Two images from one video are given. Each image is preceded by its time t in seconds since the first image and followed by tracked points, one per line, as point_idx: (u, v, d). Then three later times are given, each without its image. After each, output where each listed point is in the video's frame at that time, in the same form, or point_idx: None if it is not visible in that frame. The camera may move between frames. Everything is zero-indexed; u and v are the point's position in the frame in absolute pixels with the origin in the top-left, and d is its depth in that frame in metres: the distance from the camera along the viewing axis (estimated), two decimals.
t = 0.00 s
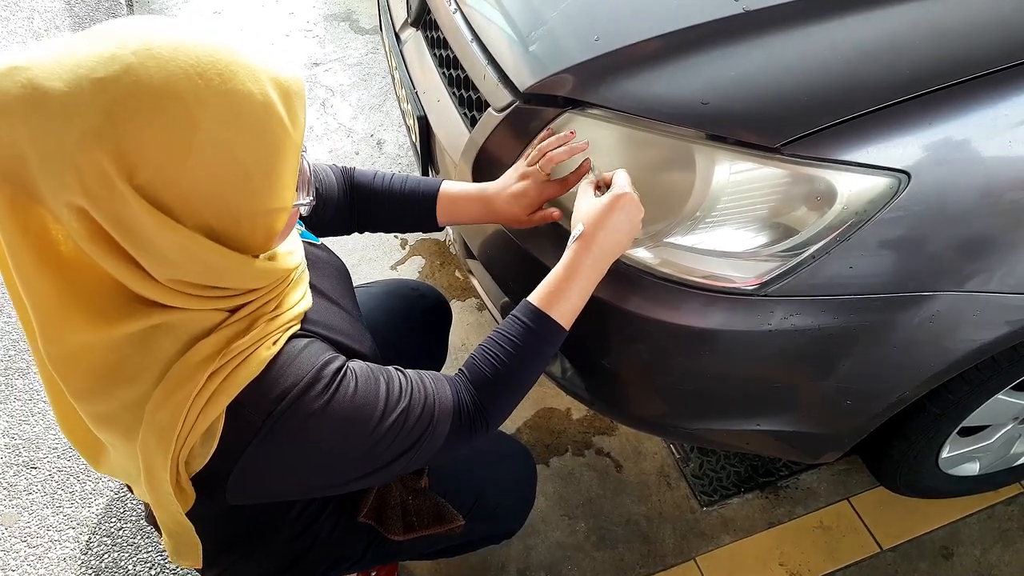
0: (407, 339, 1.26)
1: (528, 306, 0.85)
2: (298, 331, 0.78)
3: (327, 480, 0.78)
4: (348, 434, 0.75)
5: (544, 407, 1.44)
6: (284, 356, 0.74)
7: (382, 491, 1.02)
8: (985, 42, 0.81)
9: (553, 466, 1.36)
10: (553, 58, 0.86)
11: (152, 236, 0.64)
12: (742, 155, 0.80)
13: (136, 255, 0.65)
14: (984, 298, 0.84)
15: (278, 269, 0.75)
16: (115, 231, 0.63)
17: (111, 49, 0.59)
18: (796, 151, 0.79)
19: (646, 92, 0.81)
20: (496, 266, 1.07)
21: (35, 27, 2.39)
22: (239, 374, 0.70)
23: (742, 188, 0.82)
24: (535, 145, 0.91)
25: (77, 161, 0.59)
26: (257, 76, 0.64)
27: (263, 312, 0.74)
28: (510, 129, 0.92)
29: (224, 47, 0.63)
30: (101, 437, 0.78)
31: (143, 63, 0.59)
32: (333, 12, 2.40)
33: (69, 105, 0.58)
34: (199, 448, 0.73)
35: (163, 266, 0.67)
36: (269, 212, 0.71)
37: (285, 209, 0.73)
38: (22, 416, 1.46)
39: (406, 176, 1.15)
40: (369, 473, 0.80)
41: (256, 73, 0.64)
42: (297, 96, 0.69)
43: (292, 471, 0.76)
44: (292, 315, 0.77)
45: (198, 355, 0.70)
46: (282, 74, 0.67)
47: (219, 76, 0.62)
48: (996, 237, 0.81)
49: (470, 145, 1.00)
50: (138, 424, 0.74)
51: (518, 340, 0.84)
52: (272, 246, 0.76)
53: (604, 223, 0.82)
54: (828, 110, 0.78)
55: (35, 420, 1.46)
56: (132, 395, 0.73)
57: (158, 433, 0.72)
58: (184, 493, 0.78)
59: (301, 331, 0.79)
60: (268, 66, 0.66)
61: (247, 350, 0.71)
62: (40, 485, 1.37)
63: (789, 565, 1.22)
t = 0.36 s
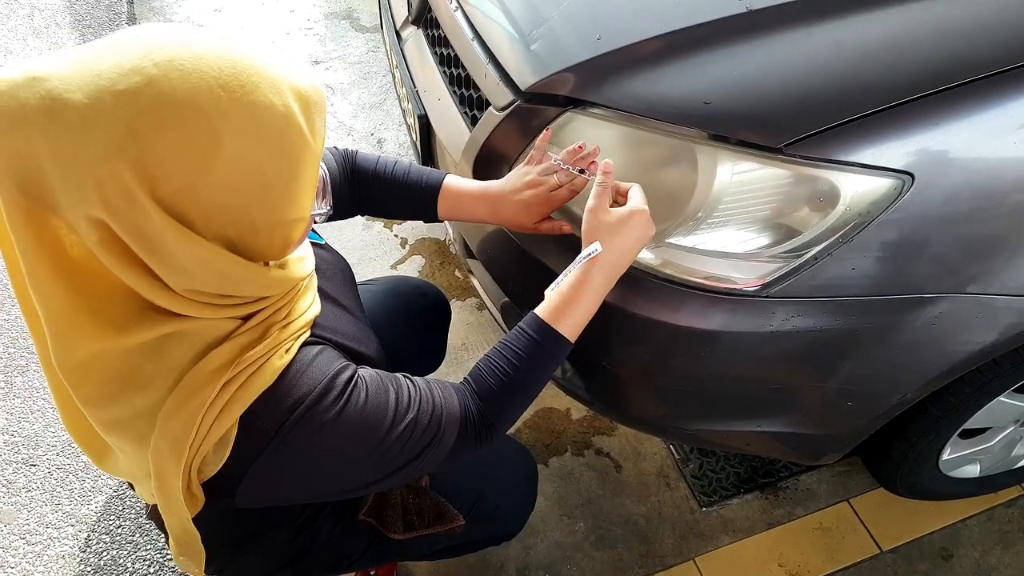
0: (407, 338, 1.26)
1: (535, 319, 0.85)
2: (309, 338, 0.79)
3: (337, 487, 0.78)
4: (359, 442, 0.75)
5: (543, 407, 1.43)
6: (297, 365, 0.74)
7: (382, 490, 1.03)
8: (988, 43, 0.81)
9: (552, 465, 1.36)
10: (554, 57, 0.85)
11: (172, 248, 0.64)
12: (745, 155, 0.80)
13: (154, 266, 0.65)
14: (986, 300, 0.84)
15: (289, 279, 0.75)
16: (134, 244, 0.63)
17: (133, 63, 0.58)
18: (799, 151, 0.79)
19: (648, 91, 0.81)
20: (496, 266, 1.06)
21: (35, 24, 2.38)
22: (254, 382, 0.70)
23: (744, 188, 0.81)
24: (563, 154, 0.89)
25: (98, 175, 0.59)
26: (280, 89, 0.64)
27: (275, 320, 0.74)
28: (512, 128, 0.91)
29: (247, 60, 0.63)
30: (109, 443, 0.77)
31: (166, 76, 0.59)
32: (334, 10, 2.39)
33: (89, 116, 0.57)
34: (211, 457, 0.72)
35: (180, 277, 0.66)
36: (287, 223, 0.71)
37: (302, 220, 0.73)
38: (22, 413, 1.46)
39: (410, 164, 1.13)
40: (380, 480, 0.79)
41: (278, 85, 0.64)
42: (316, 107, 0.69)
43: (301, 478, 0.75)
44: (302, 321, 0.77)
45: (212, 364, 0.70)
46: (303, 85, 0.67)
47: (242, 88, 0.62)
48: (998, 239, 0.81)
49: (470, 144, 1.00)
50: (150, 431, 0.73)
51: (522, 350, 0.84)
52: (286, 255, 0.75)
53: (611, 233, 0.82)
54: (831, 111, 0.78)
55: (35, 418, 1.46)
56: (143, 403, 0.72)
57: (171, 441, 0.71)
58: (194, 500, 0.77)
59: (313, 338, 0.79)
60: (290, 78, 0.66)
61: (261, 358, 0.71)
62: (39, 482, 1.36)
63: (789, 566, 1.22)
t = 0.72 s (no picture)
0: (410, 334, 1.25)
1: (535, 319, 0.84)
2: (322, 340, 0.78)
3: (350, 488, 0.78)
4: (372, 446, 0.75)
5: (546, 402, 1.43)
6: (312, 367, 0.74)
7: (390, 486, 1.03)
8: (995, 35, 0.80)
9: (555, 461, 1.35)
10: (555, 51, 0.85)
11: (192, 254, 0.63)
12: (748, 150, 0.79)
13: (172, 271, 0.64)
14: (993, 296, 0.83)
15: (304, 279, 0.74)
16: (153, 250, 0.62)
17: (154, 68, 0.58)
18: (803, 146, 0.78)
19: (650, 85, 0.80)
20: (498, 262, 1.06)
21: (39, 20, 2.39)
22: (269, 387, 0.70)
23: (748, 182, 0.81)
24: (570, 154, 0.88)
25: (118, 181, 0.58)
26: (301, 96, 0.64)
27: (290, 323, 0.73)
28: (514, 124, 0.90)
29: (266, 67, 0.62)
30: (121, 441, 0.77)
31: (186, 83, 0.58)
32: (336, 4, 2.39)
33: (110, 122, 0.57)
34: (227, 459, 0.73)
35: (199, 283, 0.66)
36: (303, 229, 0.71)
37: (319, 225, 0.73)
38: (27, 408, 1.47)
39: (418, 161, 1.11)
40: (392, 481, 0.80)
41: (298, 92, 0.64)
42: (336, 112, 0.69)
43: (316, 479, 0.76)
44: (315, 324, 0.76)
45: (228, 368, 0.70)
46: (322, 91, 0.67)
47: (263, 95, 0.61)
48: (1006, 234, 0.79)
49: (472, 138, 0.99)
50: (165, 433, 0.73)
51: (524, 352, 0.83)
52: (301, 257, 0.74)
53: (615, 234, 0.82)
54: (836, 104, 0.77)
55: (39, 413, 1.46)
56: (159, 405, 0.72)
57: (187, 444, 0.71)
58: (208, 499, 0.77)
59: (327, 340, 0.79)
60: (309, 84, 0.66)
61: (276, 362, 0.71)
62: (44, 477, 1.37)
63: (792, 562, 1.21)
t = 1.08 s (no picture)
0: (415, 327, 1.25)
1: (553, 325, 0.84)
2: (341, 341, 0.79)
3: (363, 487, 0.79)
4: (388, 449, 0.76)
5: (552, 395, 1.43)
6: (332, 369, 0.75)
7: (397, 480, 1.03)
8: (1008, 27, 0.79)
9: (560, 454, 1.35)
10: (563, 42, 0.84)
11: (225, 257, 0.63)
12: (756, 142, 0.78)
13: (202, 273, 0.64)
14: (1002, 291, 0.82)
15: (330, 282, 0.75)
16: (186, 252, 0.62)
17: (195, 69, 0.57)
18: (812, 138, 0.77)
19: (657, 77, 0.79)
20: (504, 255, 1.05)
21: (46, 10, 2.39)
22: (291, 387, 0.71)
23: (756, 175, 0.80)
24: (588, 155, 0.88)
25: (156, 182, 0.57)
26: (338, 101, 0.64)
27: (311, 324, 0.74)
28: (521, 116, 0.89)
29: (306, 71, 0.62)
30: (139, 436, 0.77)
31: (227, 85, 0.58)
32: None
33: (148, 121, 0.56)
34: (246, 459, 0.74)
35: (229, 285, 0.66)
36: (334, 233, 0.71)
37: (349, 230, 0.73)
38: (33, 398, 1.47)
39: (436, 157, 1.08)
40: (406, 481, 0.81)
41: (337, 97, 0.64)
42: (370, 118, 0.69)
43: (334, 478, 0.77)
44: (336, 325, 0.77)
45: (250, 368, 0.70)
46: (359, 97, 0.67)
47: (303, 100, 0.61)
48: (1017, 229, 0.79)
49: (478, 131, 0.97)
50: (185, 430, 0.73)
51: (540, 358, 0.84)
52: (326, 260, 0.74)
53: (638, 245, 0.81)
54: (846, 97, 0.76)
55: (46, 403, 1.47)
56: (180, 402, 0.72)
57: (207, 443, 0.72)
58: (224, 495, 0.78)
59: (345, 340, 0.80)
60: (346, 89, 0.66)
61: (298, 363, 0.71)
62: (51, 467, 1.38)
63: (798, 557, 1.21)
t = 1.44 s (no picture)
0: (420, 321, 1.25)
1: (570, 335, 0.84)
2: (349, 344, 0.78)
3: (374, 489, 0.80)
4: (399, 453, 0.76)
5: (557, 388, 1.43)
6: (343, 373, 0.76)
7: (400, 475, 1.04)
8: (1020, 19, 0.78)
9: (566, 448, 1.36)
10: (570, 34, 0.83)
11: (242, 264, 0.63)
12: (764, 136, 0.78)
13: (219, 279, 0.64)
14: (1012, 285, 0.82)
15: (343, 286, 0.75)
16: (202, 258, 0.62)
17: (218, 75, 0.57)
18: (822, 132, 0.77)
19: (664, 70, 0.79)
20: (510, 249, 1.05)
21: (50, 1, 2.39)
22: (301, 390, 0.71)
23: (764, 168, 0.80)
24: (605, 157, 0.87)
25: (174, 190, 0.57)
26: (358, 108, 0.64)
27: (323, 327, 0.74)
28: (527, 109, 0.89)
29: (328, 79, 0.62)
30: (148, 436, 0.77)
31: (249, 91, 0.58)
32: None
33: (167, 126, 0.56)
34: (256, 462, 0.74)
35: (245, 290, 0.66)
36: (351, 239, 0.71)
37: (366, 236, 0.73)
38: (39, 391, 1.48)
39: (452, 157, 1.05)
40: (414, 484, 0.81)
41: (357, 105, 0.64)
42: (389, 124, 0.69)
43: (342, 481, 0.77)
44: (347, 328, 0.77)
45: (262, 371, 0.70)
46: (379, 105, 0.67)
47: (325, 108, 0.61)
48: None
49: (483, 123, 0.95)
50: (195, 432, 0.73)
51: (554, 367, 0.84)
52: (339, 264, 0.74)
53: (664, 261, 0.81)
54: (856, 90, 0.75)
55: (51, 396, 1.48)
56: (191, 404, 0.72)
57: (217, 445, 0.72)
58: (232, 498, 0.78)
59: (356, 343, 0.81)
60: (366, 96, 0.65)
61: (309, 367, 0.72)
62: (56, 460, 1.39)
63: (803, 550, 1.21)
